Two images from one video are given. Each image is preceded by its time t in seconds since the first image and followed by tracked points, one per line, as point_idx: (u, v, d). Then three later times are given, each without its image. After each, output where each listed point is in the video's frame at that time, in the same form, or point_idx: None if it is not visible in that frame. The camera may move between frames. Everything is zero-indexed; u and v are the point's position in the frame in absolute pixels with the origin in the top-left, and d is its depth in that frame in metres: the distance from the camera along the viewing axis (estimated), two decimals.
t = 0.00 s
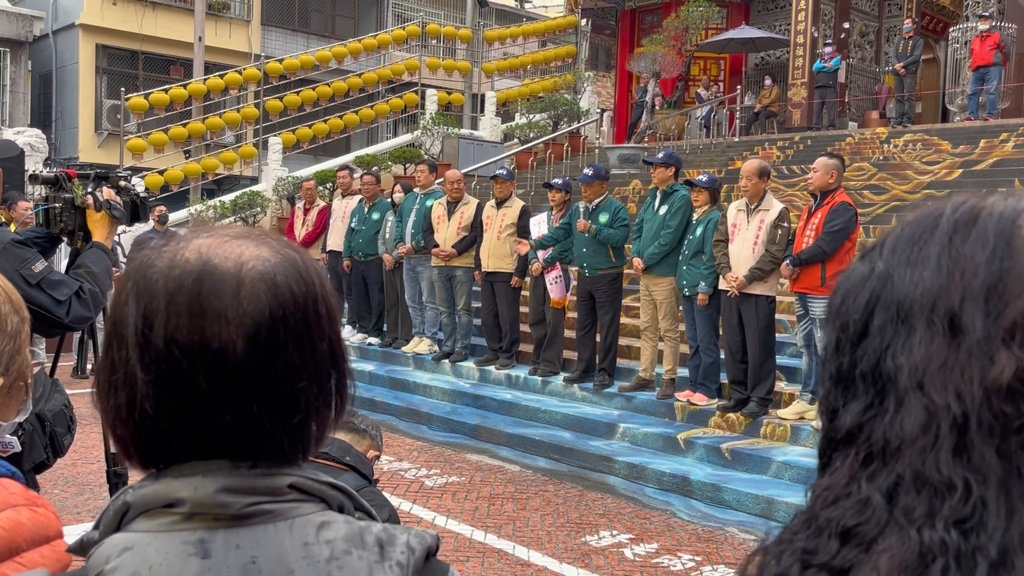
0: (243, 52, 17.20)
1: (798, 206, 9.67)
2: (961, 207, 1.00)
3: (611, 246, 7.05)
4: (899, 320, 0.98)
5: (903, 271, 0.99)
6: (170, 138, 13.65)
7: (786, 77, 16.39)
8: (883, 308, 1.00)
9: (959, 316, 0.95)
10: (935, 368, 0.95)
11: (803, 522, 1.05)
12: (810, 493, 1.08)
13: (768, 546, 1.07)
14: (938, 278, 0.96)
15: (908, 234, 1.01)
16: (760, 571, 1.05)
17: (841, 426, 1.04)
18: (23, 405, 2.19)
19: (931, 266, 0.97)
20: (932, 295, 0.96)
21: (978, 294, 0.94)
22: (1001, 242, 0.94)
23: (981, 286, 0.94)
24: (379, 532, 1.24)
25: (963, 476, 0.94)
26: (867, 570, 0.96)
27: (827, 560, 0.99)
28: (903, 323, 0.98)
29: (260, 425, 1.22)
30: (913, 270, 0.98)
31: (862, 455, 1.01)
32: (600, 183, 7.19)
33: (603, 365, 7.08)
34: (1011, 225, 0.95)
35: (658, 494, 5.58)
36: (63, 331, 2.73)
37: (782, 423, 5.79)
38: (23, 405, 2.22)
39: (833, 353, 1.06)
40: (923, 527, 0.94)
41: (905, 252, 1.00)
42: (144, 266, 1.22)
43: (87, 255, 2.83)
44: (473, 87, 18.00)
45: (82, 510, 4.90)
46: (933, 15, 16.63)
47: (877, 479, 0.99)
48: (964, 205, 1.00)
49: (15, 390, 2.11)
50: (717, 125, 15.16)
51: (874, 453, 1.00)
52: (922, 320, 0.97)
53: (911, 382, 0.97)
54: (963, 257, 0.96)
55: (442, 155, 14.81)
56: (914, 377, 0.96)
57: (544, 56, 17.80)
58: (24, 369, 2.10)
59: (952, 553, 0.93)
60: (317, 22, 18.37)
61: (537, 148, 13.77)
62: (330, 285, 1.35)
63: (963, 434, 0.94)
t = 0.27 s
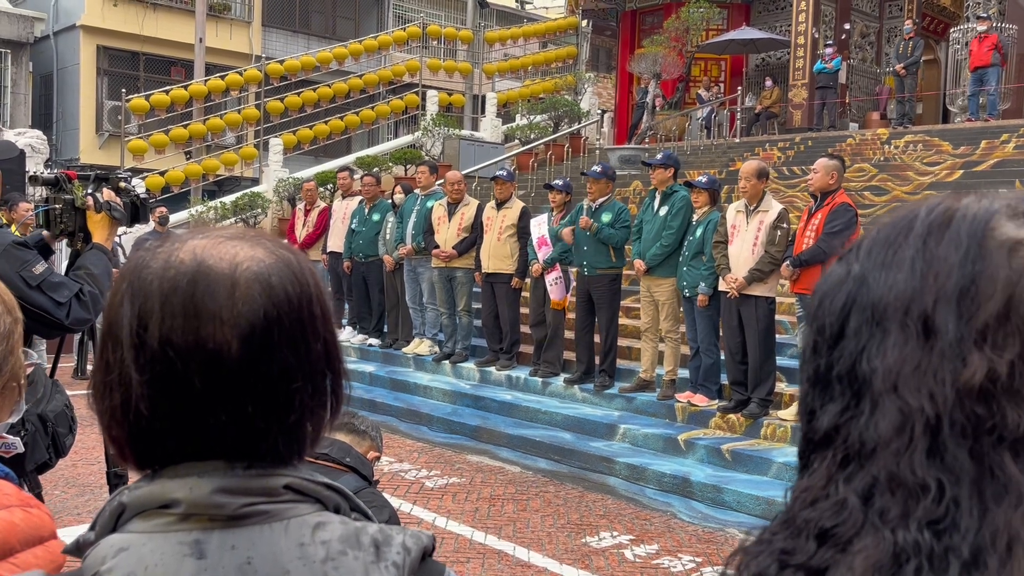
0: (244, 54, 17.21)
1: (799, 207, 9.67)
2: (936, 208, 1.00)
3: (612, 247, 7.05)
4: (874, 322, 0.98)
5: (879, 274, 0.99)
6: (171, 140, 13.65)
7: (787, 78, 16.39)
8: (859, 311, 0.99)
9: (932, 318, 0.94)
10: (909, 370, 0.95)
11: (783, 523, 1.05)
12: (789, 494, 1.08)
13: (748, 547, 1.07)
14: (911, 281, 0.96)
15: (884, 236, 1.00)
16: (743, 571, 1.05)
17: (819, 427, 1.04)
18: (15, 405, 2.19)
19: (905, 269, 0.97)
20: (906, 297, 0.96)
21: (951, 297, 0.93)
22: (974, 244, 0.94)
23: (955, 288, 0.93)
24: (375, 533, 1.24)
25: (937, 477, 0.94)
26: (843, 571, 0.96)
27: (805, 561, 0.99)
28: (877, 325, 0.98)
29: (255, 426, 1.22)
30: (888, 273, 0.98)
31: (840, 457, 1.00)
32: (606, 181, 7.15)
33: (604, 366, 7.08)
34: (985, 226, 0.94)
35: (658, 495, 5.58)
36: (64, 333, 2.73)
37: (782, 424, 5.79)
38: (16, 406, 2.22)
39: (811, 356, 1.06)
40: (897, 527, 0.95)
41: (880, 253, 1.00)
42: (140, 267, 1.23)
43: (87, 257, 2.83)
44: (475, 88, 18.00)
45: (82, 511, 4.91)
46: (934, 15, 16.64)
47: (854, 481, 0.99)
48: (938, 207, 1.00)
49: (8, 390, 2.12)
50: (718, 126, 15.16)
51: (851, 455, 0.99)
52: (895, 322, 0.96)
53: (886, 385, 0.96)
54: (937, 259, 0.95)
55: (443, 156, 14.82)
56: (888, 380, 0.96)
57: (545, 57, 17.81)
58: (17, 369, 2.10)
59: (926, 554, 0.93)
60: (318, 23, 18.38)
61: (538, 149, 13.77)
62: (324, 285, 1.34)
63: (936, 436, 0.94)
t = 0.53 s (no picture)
0: (245, 55, 17.23)
1: (800, 207, 9.67)
2: (920, 211, 1.01)
3: (614, 247, 7.05)
4: (858, 322, 0.99)
5: (863, 275, 0.99)
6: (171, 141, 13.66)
7: (787, 79, 16.39)
8: (843, 312, 1.00)
9: (915, 318, 0.95)
10: (892, 370, 0.95)
11: (771, 522, 1.05)
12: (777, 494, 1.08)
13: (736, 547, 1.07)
14: (895, 282, 0.97)
15: (868, 238, 1.01)
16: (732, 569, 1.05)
17: (806, 427, 1.04)
18: (14, 405, 2.19)
19: (888, 270, 0.98)
20: (890, 298, 0.97)
21: (933, 297, 0.94)
22: (956, 246, 0.95)
23: (936, 289, 0.94)
24: (373, 534, 1.25)
25: (920, 475, 0.94)
26: (829, 567, 0.96)
27: (792, 558, 0.99)
28: (862, 325, 0.98)
29: (252, 426, 1.23)
30: (871, 275, 0.99)
31: (826, 456, 1.01)
32: (611, 180, 7.15)
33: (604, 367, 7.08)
34: (967, 228, 0.95)
35: (659, 496, 5.58)
36: (65, 334, 2.74)
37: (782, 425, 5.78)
38: (14, 406, 2.22)
39: (798, 357, 1.07)
40: (881, 525, 0.95)
41: (865, 255, 1.00)
42: (138, 268, 1.23)
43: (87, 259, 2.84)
44: (476, 89, 18.01)
45: (83, 512, 4.91)
46: (934, 16, 16.65)
47: (839, 479, 0.99)
48: (921, 210, 1.01)
49: (5, 391, 2.12)
50: (719, 127, 15.17)
51: (837, 453, 1.00)
52: (880, 322, 0.97)
53: (870, 384, 0.97)
54: (919, 261, 0.96)
55: (443, 157, 14.83)
56: (873, 379, 0.96)
57: (546, 58, 17.84)
58: (14, 370, 2.11)
59: (909, 550, 0.93)
60: (319, 24, 18.39)
61: (539, 150, 13.78)
62: (321, 287, 1.35)
63: (920, 434, 0.94)
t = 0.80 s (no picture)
0: (246, 56, 17.25)
1: (800, 209, 9.68)
2: (920, 212, 1.01)
3: (615, 249, 7.05)
4: (860, 323, 0.99)
5: (865, 276, 1.00)
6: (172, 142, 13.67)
7: (788, 81, 16.39)
8: (845, 312, 1.00)
9: (916, 318, 0.95)
10: (894, 369, 0.96)
11: (772, 520, 1.06)
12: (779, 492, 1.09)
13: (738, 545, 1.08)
14: (896, 282, 0.97)
15: (870, 240, 1.01)
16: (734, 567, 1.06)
17: (807, 425, 1.04)
18: (15, 407, 2.19)
19: (889, 271, 0.98)
20: (891, 299, 0.97)
21: (933, 297, 0.95)
22: (956, 247, 0.95)
23: (937, 289, 0.94)
24: (373, 534, 1.25)
25: (921, 473, 0.94)
26: (830, 565, 0.96)
27: (794, 555, 1.00)
28: (863, 325, 0.99)
29: (253, 427, 1.23)
30: (873, 275, 0.99)
31: (828, 454, 1.01)
32: (610, 182, 7.17)
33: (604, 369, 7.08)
34: (967, 229, 0.96)
35: (660, 497, 5.59)
36: (65, 336, 2.75)
37: (783, 426, 5.78)
38: (15, 408, 2.23)
39: (800, 356, 1.07)
40: (882, 522, 0.95)
41: (867, 256, 1.00)
42: (138, 270, 1.24)
43: (88, 260, 2.84)
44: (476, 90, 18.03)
45: (84, 514, 4.92)
46: (934, 17, 16.66)
47: (841, 477, 0.99)
48: (922, 211, 1.01)
49: (7, 393, 2.13)
50: (719, 128, 15.17)
51: (838, 452, 1.00)
52: (881, 322, 0.97)
53: (872, 383, 0.97)
54: (920, 261, 0.96)
55: (444, 159, 14.84)
56: (874, 378, 0.97)
57: (546, 60, 17.86)
58: (15, 372, 2.11)
59: (909, 548, 0.93)
60: (319, 26, 18.40)
61: (539, 151, 13.79)
62: (321, 288, 1.35)
63: (921, 432, 0.95)
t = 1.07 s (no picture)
0: (247, 58, 17.27)
1: (800, 210, 9.69)
2: (921, 213, 1.01)
3: (613, 251, 7.06)
4: (860, 324, 0.99)
5: (864, 277, 1.00)
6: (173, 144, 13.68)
7: (788, 82, 16.39)
8: (846, 312, 1.00)
9: (916, 319, 0.95)
10: (894, 369, 0.96)
11: (772, 521, 1.06)
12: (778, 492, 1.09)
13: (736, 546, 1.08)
14: (896, 282, 0.97)
15: (869, 240, 1.02)
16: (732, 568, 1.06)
17: (806, 426, 1.05)
18: (16, 408, 2.20)
19: (888, 272, 0.98)
20: (890, 299, 0.97)
21: (933, 297, 0.95)
22: (956, 247, 0.95)
23: (937, 289, 0.95)
24: (373, 536, 1.25)
25: (920, 472, 0.94)
26: (828, 565, 0.96)
27: (793, 555, 1.00)
28: (863, 325, 0.99)
29: (253, 429, 1.23)
30: (873, 275, 0.99)
31: (826, 454, 1.01)
32: (608, 185, 7.17)
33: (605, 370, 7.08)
34: (966, 230, 0.96)
35: (660, 498, 5.59)
36: (66, 337, 2.75)
37: (784, 427, 5.78)
38: (15, 409, 2.23)
39: (799, 357, 1.07)
40: (881, 521, 0.95)
41: (866, 256, 1.01)
42: (138, 272, 1.24)
43: (89, 262, 2.84)
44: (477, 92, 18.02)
45: (85, 515, 4.92)
46: (934, 19, 16.66)
47: (839, 477, 0.99)
48: (924, 212, 1.01)
49: (6, 394, 2.13)
50: (720, 130, 15.18)
51: (837, 452, 1.00)
52: (880, 322, 0.97)
53: (871, 382, 0.97)
54: (920, 262, 0.97)
55: (445, 161, 14.84)
56: (873, 378, 0.97)
57: (546, 61, 17.84)
58: (16, 372, 2.12)
59: (908, 547, 0.93)
60: (320, 27, 18.41)
61: (540, 153, 13.80)
62: (322, 290, 1.36)
63: (920, 432, 0.95)
